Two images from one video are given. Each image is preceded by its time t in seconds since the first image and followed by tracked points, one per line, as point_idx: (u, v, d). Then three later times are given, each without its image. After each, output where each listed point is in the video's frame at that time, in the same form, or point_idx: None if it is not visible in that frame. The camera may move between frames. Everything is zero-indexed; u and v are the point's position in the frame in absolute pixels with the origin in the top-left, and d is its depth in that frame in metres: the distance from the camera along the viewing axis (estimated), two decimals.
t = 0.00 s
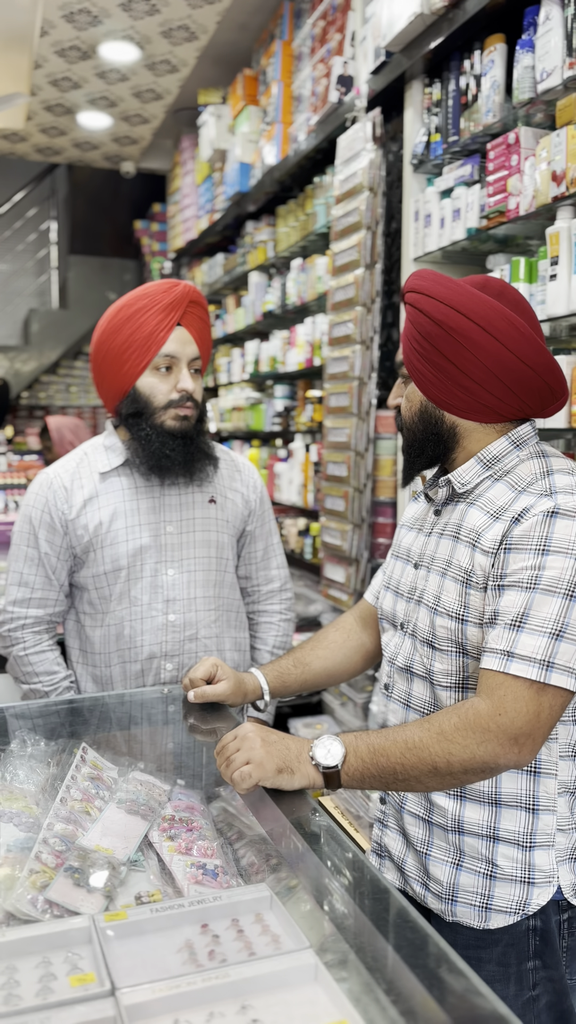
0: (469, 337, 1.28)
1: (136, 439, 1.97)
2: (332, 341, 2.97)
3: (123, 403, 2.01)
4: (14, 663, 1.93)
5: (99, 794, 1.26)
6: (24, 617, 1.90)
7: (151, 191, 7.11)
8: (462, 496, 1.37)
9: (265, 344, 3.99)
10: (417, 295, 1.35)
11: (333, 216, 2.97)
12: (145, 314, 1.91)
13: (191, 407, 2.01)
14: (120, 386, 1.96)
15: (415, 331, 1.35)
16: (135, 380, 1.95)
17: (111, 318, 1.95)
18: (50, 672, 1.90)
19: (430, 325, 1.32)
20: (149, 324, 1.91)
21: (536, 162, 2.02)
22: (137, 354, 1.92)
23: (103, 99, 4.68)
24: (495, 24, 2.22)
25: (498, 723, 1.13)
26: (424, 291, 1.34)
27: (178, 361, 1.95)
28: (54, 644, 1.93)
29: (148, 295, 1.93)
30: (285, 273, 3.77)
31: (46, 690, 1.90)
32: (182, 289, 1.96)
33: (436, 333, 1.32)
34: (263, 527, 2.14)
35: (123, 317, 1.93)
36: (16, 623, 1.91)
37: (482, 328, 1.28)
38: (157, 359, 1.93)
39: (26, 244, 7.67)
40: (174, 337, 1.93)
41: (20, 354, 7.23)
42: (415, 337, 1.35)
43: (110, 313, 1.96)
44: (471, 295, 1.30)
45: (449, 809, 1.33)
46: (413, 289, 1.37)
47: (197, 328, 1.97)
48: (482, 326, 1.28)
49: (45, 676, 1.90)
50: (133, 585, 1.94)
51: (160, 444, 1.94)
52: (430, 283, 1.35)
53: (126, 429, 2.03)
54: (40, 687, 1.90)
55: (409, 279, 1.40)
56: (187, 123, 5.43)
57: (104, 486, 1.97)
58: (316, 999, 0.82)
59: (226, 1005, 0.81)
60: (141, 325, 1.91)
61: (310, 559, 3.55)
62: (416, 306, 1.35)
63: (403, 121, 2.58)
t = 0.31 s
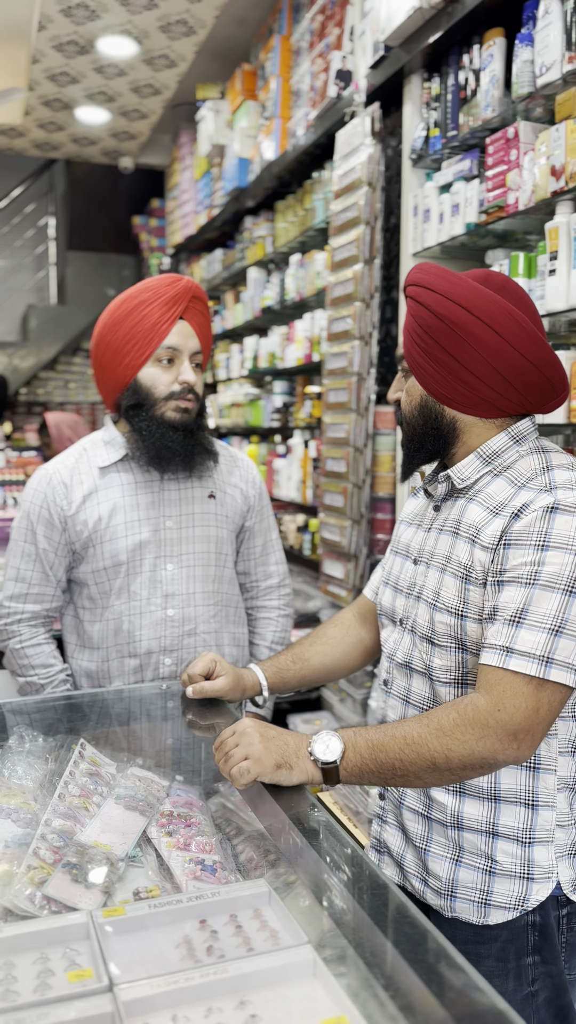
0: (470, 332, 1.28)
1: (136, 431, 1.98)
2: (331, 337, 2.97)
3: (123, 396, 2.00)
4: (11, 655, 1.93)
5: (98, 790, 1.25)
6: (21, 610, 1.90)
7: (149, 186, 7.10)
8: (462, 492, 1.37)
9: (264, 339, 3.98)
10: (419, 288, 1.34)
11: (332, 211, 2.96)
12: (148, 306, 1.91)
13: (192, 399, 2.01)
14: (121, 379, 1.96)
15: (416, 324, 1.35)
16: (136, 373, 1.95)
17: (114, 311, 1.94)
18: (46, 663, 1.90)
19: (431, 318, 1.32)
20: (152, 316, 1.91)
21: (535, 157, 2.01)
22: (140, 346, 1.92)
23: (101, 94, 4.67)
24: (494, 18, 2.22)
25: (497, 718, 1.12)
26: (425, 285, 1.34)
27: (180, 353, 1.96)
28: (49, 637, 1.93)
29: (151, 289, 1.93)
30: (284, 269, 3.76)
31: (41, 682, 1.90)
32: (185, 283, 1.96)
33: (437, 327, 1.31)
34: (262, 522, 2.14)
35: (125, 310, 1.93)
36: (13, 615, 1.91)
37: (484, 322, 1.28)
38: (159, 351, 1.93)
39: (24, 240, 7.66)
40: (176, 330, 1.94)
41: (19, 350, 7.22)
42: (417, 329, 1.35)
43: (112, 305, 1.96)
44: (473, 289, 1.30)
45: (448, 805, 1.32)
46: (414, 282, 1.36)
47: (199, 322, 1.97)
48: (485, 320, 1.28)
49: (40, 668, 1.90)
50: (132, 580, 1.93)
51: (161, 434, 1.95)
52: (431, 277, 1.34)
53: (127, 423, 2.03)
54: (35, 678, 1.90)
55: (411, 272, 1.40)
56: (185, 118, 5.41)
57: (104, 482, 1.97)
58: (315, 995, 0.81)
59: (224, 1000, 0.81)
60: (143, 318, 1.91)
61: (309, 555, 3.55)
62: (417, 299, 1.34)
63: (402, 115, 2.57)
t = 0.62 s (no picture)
0: (473, 328, 1.27)
1: (141, 432, 1.96)
2: (331, 333, 2.96)
3: (124, 396, 2.00)
4: None
5: (99, 788, 1.24)
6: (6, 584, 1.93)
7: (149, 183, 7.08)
8: (463, 488, 1.36)
9: (264, 336, 3.98)
10: (422, 283, 1.34)
11: (332, 207, 2.96)
12: (146, 305, 1.91)
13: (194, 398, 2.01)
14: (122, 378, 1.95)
15: (419, 320, 1.34)
16: (137, 373, 1.94)
17: (111, 310, 1.94)
18: (23, 631, 1.94)
19: (434, 314, 1.31)
20: (152, 315, 1.90)
21: (536, 152, 2.00)
22: (140, 347, 1.92)
23: (100, 90, 4.66)
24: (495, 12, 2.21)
25: (499, 716, 1.12)
26: (428, 280, 1.33)
27: (180, 352, 1.95)
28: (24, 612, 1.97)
29: (148, 286, 1.93)
30: (283, 265, 3.76)
31: (20, 649, 1.92)
32: (182, 280, 1.95)
33: (440, 322, 1.30)
34: (263, 519, 2.13)
35: (123, 308, 1.92)
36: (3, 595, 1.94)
37: (487, 318, 1.27)
38: (159, 351, 1.93)
39: (23, 237, 7.65)
40: (176, 327, 1.93)
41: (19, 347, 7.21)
42: (419, 326, 1.34)
43: (109, 304, 1.95)
44: (476, 284, 1.29)
45: (449, 802, 1.32)
46: (417, 277, 1.36)
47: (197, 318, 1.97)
48: (488, 316, 1.27)
49: (19, 635, 1.93)
50: (134, 577, 1.93)
51: (167, 435, 1.92)
52: (434, 272, 1.33)
53: (128, 423, 2.02)
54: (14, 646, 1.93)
55: (412, 267, 1.39)
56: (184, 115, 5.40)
57: (105, 479, 1.96)
58: (316, 993, 0.80)
59: (225, 998, 0.80)
60: (142, 317, 1.91)
61: (309, 552, 3.54)
62: (420, 295, 1.34)
63: (403, 111, 2.57)
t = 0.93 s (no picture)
0: (476, 325, 1.27)
1: (139, 432, 1.96)
2: (332, 330, 2.96)
3: (122, 396, 2.00)
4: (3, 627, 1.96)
5: (101, 786, 1.23)
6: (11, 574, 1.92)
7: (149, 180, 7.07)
8: (466, 486, 1.36)
9: (265, 334, 3.98)
10: (424, 280, 1.33)
11: (333, 204, 2.95)
12: (143, 305, 1.91)
13: (191, 398, 2.01)
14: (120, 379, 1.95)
15: (420, 316, 1.34)
16: (135, 373, 1.95)
17: (107, 311, 1.93)
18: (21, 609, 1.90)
19: (436, 311, 1.31)
20: (148, 316, 1.91)
21: (537, 148, 1.99)
22: (137, 347, 1.92)
23: (101, 88, 4.65)
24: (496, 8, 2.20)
25: (502, 714, 1.12)
26: (430, 277, 1.32)
27: (177, 351, 1.96)
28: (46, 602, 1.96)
29: (145, 286, 1.93)
30: (284, 262, 3.76)
31: (17, 623, 1.88)
32: (178, 279, 1.96)
33: (442, 319, 1.30)
34: (262, 516, 2.13)
35: (119, 309, 1.92)
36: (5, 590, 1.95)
37: (490, 315, 1.27)
38: (157, 352, 1.94)
39: (23, 235, 7.64)
40: (172, 327, 1.94)
41: (20, 345, 7.23)
42: (420, 323, 1.34)
43: (104, 304, 1.94)
44: (478, 281, 1.28)
45: (452, 801, 1.31)
46: (418, 274, 1.35)
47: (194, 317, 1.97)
48: (490, 313, 1.27)
49: (16, 613, 1.89)
50: (133, 575, 1.94)
51: (164, 436, 1.93)
52: (437, 269, 1.33)
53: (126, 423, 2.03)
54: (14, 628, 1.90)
55: (413, 264, 1.38)
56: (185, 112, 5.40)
57: (103, 477, 1.96)
58: (320, 992, 0.80)
59: (228, 998, 0.80)
60: (139, 317, 1.91)
61: (311, 550, 3.54)
62: (421, 292, 1.33)
63: (403, 107, 2.56)
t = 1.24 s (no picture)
0: (480, 323, 1.27)
1: (145, 431, 1.97)
2: (334, 328, 2.96)
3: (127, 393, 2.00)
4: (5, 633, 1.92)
5: (103, 785, 1.23)
6: (14, 575, 1.89)
7: (150, 178, 7.06)
8: (469, 484, 1.35)
9: (267, 332, 3.97)
10: (428, 278, 1.33)
11: (335, 201, 2.94)
12: (156, 304, 1.92)
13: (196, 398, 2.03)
14: (126, 375, 1.95)
15: (424, 313, 1.33)
16: (144, 371, 1.95)
17: (119, 306, 1.94)
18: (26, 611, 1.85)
19: (440, 309, 1.30)
20: (161, 314, 1.92)
21: (540, 145, 1.99)
22: (149, 345, 1.93)
23: (101, 86, 4.65)
24: (498, 5, 2.20)
25: (505, 712, 1.12)
26: (434, 275, 1.32)
27: (187, 350, 1.98)
28: (49, 607, 1.93)
29: (158, 284, 1.94)
30: (286, 261, 3.75)
31: (24, 630, 1.82)
32: (189, 280, 1.98)
33: (446, 317, 1.30)
34: (261, 513, 2.14)
35: (132, 306, 1.92)
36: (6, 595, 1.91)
37: (495, 313, 1.26)
38: (168, 350, 1.95)
39: (25, 234, 7.64)
40: (184, 327, 1.96)
41: (21, 343, 7.23)
42: (423, 318, 1.34)
43: (116, 299, 1.94)
44: (482, 278, 1.28)
45: (456, 799, 1.31)
46: (422, 270, 1.35)
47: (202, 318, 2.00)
48: (495, 310, 1.26)
49: (20, 621, 1.83)
50: (135, 574, 1.94)
51: (170, 434, 1.94)
52: (441, 267, 1.33)
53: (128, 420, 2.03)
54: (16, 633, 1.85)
55: (417, 261, 1.38)
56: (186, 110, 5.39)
57: (104, 476, 1.97)
58: (323, 991, 0.79)
59: (232, 997, 0.79)
60: (152, 314, 1.92)
61: (313, 548, 3.54)
62: (425, 288, 1.33)
63: (405, 104, 2.56)
